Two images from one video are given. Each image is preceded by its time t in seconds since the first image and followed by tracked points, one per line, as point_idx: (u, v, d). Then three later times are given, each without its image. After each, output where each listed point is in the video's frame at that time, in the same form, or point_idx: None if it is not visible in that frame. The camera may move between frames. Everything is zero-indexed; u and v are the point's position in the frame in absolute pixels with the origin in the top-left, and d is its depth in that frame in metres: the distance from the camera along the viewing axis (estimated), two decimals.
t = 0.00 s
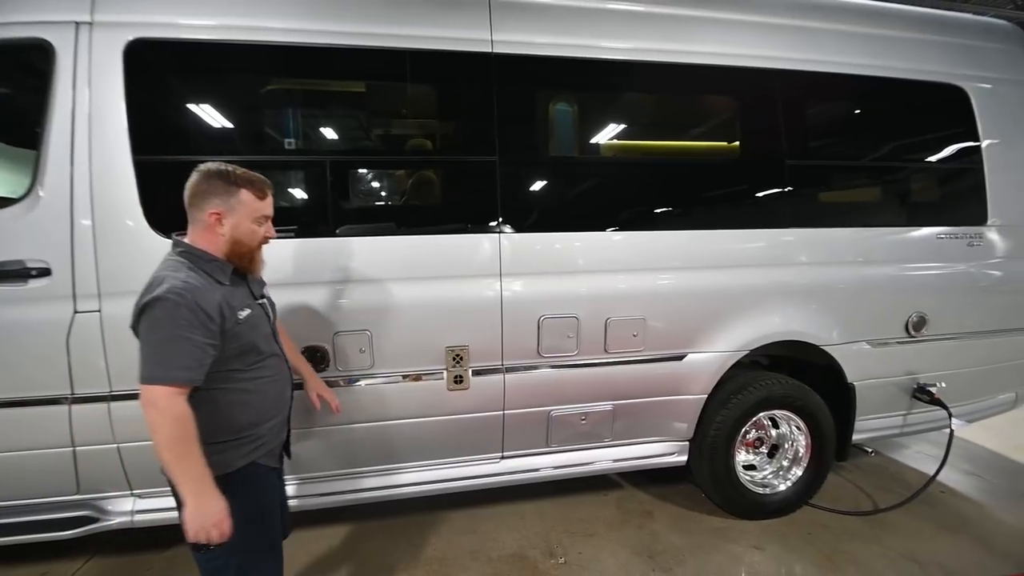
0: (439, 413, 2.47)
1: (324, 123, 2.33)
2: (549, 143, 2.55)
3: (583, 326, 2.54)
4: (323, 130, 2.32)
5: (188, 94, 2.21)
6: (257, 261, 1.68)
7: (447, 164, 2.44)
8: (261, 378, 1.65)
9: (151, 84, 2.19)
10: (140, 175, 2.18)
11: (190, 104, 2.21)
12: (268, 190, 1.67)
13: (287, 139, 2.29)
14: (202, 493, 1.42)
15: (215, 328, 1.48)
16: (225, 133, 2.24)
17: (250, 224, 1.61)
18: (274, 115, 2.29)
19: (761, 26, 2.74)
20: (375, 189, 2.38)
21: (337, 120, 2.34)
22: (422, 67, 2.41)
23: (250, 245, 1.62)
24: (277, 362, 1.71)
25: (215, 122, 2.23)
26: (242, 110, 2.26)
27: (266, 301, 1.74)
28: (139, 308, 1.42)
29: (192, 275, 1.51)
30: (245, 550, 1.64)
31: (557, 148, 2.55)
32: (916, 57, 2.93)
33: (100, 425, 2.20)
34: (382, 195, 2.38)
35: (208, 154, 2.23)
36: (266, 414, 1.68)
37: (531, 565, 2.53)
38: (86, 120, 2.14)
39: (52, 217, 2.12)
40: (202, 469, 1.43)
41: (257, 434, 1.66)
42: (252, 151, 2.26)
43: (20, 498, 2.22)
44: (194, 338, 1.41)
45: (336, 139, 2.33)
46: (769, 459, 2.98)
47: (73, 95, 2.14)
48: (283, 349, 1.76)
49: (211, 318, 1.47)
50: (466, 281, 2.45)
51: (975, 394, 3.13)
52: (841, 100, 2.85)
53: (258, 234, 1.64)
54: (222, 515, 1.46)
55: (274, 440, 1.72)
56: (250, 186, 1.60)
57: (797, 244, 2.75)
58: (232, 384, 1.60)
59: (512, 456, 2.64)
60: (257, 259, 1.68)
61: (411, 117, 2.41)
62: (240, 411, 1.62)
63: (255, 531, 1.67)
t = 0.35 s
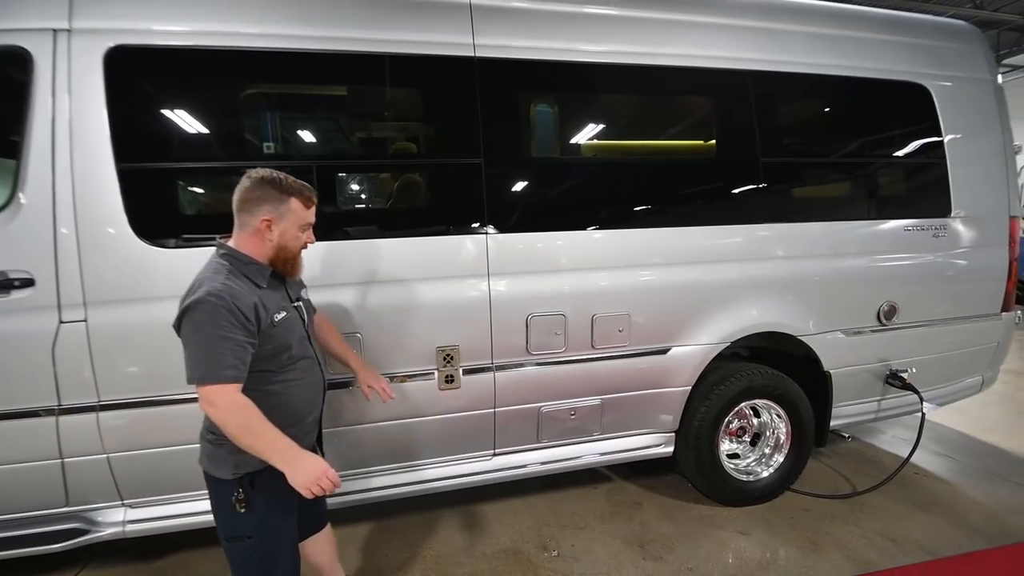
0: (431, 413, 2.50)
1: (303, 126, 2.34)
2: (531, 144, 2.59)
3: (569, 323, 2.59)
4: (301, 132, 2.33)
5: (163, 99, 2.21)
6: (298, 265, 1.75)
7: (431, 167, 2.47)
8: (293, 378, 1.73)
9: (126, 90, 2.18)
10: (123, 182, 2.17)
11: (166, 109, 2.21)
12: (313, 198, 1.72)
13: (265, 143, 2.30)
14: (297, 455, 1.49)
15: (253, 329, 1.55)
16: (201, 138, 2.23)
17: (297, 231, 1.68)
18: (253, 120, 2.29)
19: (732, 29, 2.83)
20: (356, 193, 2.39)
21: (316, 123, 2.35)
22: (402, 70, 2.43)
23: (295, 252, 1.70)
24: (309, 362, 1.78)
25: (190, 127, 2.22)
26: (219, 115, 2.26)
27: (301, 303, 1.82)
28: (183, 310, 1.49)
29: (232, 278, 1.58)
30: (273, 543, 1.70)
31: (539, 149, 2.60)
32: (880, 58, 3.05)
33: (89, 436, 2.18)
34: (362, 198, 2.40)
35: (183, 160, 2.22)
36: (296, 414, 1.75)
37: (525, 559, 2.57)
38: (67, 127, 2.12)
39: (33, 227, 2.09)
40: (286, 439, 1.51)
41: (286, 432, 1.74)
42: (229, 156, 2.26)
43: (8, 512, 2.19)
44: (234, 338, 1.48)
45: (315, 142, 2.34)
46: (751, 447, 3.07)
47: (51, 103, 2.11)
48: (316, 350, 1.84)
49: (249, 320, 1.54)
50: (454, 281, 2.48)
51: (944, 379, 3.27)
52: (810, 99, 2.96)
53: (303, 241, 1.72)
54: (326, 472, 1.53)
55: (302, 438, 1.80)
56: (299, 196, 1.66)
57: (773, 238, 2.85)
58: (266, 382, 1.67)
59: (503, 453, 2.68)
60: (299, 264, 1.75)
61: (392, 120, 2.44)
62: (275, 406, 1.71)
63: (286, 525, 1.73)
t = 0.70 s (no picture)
0: (425, 414, 2.51)
1: (292, 129, 2.35)
2: (522, 146, 2.62)
3: (561, 323, 2.61)
4: (291, 136, 2.34)
5: (150, 104, 2.21)
6: (323, 264, 1.88)
7: (422, 169, 2.49)
8: (306, 370, 1.81)
9: (114, 96, 2.17)
10: (113, 187, 2.17)
11: (153, 113, 2.21)
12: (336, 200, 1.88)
13: (255, 147, 2.30)
14: (240, 476, 1.62)
15: (256, 320, 1.66)
16: (190, 143, 2.24)
17: (323, 229, 1.82)
18: (242, 124, 2.30)
19: (717, 31, 2.88)
20: (346, 195, 2.40)
21: (305, 126, 2.36)
22: (391, 74, 2.45)
23: (321, 248, 1.83)
24: (325, 357, 1.85)
25: (178, 132, 2.23)
26: (208, 119, 2.26)
27: (325, 299, 1.89)
28: (205, 300, 1.68)
29: (247, 274, 1.71)
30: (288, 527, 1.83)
31: (529, 151, 2.63)
32: (862, 59, 3.11)
33: (80, 443, 2.17)
34: (352, 201, 2.41)
35: (172, 164, 2.22)
36: (310, 406, 1.82)
37: (520, 559, 2.58)
38: (56, 133, 2.12)
39: (21, 233, 2.08)
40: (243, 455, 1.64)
41: (301, 424, 1.82)
42: (218, 161, 2.26)
43: None
44: (232, 328, 1.61)
45: (305, 145, 2.35)
46: (743, 444, 3.10)
47: (40, 109, 2.11)
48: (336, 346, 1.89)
49: (253, 313, 1.65)
50: (446, 283, 2.49)
51: (931, 374, 3.32)
52: (795, 100, 3.01)
53: (328, 239, 1.85)
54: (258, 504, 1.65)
55: (320, 432, 1.85)
56: (324, 197, 1.81)
57: (761, 237, 2.89)
58: (279, 373, 1.78)
59: (497, 454, 2.69)
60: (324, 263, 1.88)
61: (382, 123, 2.46)
62: (283, 396, 1.79)
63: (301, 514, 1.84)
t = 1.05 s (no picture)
0: (432, 410, 2.53)
1: (299, 127, 2.37)
2: (529, 144, 2.62)
3: (567, 321, 2.62)
4: (299, 134, 2.36)
5: (160, 103, 2.24)
6: (346, 259, 1.92)
7: (429, 167, 2.50)
8: (325, 361, 1.84)
9: (126, 94, 2.21)
10: (125, 184, 2.20)
11: (163, 112, 2.24)
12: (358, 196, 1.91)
13: (263, 145, 2.33)
14: (275, 453, 1.69)
15: (278, 311, 1.70)
16: (199, 141, 2.26)
17: (346, 225, 1.85)
18: (250, 123, 2.32)
19: (727, 27, 2.85)
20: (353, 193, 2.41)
21: (313, 124, 2.38)
22: (398, 72, 2.46)
23: (343, 244, 1.86)
24: (344, 349, 1.88)
25: (187, 130, 2.25)
26: (217, 117, 2.28)
27: (346, 293, 1.92)
28: (234, 289, 1.74)
29: (274, 266, 1.76)
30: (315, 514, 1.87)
31: (536, 148, 2.63)
32: (874, 54, 3.07)
33: (94, 435, 2.22)
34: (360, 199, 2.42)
35: (183, 162, 2.26)
36: (328, 396, 1.85)
37: (525, 554, 2.60)
38: (70, 131, 2.16)
39: (36, 229, 2.12)
40: (275, 434, 1.70)
41: (320, 412, 1.85)
42: (227, 159, 2.29)
43: (17, 510, 2.24)
44: (255, 318, 1.65)
45: (312, 143, 2.37)
46: (750, 443, 3.09)
47: (55, 107, 2.15)
48: (355, 340, 1.92)
49: (276, 305, 1.70)
50: (452, 281, 2.50)
51: (943, 373, 3.29)
52: (805, 96, 2.98)
53: (350, 235, 1.88)
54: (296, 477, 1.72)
55: (337, 421, 1.88)
56: (347, 194, 1.83)
57: (770, 235, 2.87)
58: (300, 362, 1.82)
59: (503, 450, 2.71)
60: (347, 258, 1.92)
61: (389, 121, 2.47)
62: (303, 385, 1.83)
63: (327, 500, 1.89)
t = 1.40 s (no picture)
0: (440, 405, 2.56)
1: (312, 121, 2.38)
2: (542, 141, 2.62)
3: (576, 319, 2.63)
4: (312, 128, 2.38)
5: (177, 95, 2.26)
6: (354, 243, 1.90)
7: (442, 163, 2.51)
8: (332, 351, 1.87)
9: (144, 86, 2.24)
10: (142, 175, 2.23)
11: (179, 104, 2.26)
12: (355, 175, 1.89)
13: (277, 138, 2.35)
14: (287, 435, 1.71)
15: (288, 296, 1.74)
16: (214, 133, 2.29)
17: (338, 206, 1.84)
18: (265, 116, 2.34)
19: (745, 26, 2.83)
20: (364, 187, 2.43)
21: (326, 119, 2.40)
22: (412, 67, 2.47)
23: (339, 225, 1.85)
24: (351, 340, 1.90)
25: (204, 122, 2.28)
26: (232, 110, 2.31)
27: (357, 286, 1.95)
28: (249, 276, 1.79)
29: (287, 255, 1.81)
30: (319, 502, 1.90)
31: (548, 146, 2.63)
32: (894, 56, 3.03)
33: (110, 420, 2.27)
34: (370, 193, 2.44)
35: (199, 154, 2.28)
36: (333, 386, 1.88)
37: (529, 548, 2.63)
38: (91, 122, 2.19)
39: (57, 218, 2.17)
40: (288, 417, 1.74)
41: (326, 400, 1.88)
42: (241, 152, 2.31)
43: (35, 491, 2.29)
44: (267, 301, 1.70)
45: (325, 137, 2.39)
46: (756, 445, 3.09)
47: (76, 97, 2.18)
48: (364, 332, 1.94)
49: (287, 290, 1.74)
50: (462, 277, 2.52)
51: (954, 380, 3.26)
52: (822, 97, 2.95)
53: (347, 216, 1.86)
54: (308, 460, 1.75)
55: (341, 412, 1.90)
56: (333, 174, 1.83)
57: (783, 237, 2.85)
58: (307, 351, 1.85)
59: (509, 445, 2.73)
60: (354, 241, 1.90)
61: (402, 116, 2.48)
62: (311, 373, 1.86)
63: (332, 489, 1.92)
